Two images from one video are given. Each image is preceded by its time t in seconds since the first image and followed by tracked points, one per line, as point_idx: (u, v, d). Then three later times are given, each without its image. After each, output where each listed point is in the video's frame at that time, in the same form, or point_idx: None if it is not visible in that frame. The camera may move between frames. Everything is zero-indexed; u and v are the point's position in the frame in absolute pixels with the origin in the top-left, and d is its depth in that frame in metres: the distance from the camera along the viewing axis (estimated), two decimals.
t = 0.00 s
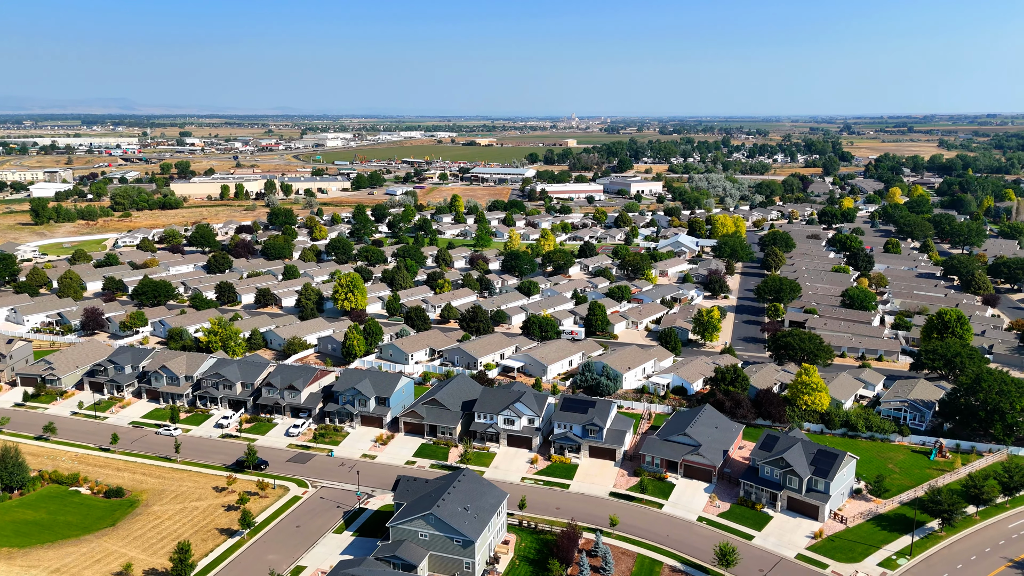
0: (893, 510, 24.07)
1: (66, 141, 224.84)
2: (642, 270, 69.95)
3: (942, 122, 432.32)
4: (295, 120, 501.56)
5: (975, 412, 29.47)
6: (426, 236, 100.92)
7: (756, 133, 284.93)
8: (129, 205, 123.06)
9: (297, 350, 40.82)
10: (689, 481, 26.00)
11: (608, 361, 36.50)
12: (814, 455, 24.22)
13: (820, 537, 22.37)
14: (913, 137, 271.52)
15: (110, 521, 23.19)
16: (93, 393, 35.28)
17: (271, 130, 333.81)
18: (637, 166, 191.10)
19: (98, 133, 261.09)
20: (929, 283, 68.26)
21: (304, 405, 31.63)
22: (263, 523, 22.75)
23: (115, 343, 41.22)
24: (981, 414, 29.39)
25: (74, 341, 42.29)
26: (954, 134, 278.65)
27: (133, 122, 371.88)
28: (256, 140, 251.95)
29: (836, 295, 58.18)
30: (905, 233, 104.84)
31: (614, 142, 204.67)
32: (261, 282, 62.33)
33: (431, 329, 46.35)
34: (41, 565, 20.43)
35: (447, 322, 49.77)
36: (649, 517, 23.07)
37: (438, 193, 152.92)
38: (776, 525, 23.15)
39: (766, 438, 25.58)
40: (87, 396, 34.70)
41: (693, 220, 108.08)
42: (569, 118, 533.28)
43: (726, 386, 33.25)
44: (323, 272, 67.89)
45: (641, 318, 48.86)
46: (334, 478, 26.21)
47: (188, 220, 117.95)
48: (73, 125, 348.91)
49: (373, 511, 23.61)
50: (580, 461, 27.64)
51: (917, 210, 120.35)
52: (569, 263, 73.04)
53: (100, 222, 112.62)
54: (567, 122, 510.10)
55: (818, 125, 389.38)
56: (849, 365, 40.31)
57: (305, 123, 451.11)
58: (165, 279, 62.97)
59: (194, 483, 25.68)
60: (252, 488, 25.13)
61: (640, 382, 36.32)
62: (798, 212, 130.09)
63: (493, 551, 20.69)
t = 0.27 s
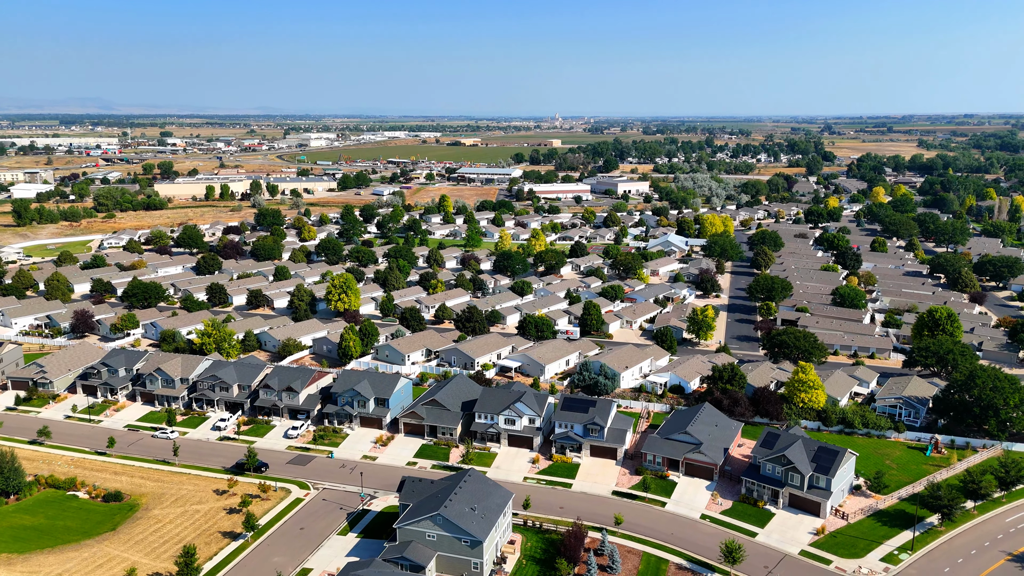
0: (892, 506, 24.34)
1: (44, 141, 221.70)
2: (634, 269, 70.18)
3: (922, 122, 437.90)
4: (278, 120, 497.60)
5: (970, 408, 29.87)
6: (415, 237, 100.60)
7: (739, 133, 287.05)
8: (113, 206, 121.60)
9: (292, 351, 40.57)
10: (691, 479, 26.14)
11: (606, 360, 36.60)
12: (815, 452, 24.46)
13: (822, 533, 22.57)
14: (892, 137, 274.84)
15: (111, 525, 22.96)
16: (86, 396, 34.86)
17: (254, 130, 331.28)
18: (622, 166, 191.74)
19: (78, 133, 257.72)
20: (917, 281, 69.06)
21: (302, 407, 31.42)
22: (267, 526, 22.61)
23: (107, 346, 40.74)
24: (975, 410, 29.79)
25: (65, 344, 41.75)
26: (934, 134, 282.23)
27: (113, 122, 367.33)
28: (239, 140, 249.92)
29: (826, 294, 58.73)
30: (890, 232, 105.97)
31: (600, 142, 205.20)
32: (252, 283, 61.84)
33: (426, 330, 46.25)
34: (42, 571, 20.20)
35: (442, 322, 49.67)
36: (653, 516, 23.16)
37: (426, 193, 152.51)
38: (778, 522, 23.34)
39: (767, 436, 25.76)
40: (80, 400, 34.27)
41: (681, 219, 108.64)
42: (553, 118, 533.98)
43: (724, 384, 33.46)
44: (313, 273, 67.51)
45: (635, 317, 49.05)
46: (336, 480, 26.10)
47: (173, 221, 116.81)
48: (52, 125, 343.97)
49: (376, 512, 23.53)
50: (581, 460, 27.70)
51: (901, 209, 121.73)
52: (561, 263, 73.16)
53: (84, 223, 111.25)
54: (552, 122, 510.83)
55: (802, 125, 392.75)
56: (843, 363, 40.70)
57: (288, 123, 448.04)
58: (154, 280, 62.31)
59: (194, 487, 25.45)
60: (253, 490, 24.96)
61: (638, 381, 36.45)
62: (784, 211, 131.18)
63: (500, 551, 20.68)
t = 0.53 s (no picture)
0: (891, 501, 24.62)
1: (22, 141, 218.38)
2: (625, 269, 70.40)
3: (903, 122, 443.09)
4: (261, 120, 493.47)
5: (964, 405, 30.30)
6: (405, 237, 100.25)
7: (722, 133, 288.98)
8: (96, 207, 120.10)
9: (287, 353, 40.33)
10: (692, 477, 26.29)
11: (603, 360, 36.70)
12: (816, 449, 24.68)
13: (825, 529, 22.77)
14: (872, 138, 278.12)
15: (111, 529, 22.72)
16: (80, 400, 34.44)
17: (237, 130, 328.55)
18: (608, 166, 192.32)
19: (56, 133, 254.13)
20: (905, 280, 69.89)
21: (301, 408, 31.24)
22: (270, 528, 22.49)
23: (98, 349, 40.25)
24: (970, 406, 30.22)
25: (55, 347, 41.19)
26: (914, 134, 285.61)
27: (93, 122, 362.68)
28: (222, 140, 247.86)
29: (817, 292, 59.28)
30: (876, 230, 107.10)
31: (587, 142, 205.63)
32: (242, 284, 61.37)
33: (421, 330, 46.15)
34: None
35: (437, 323, 49.57)
36: (657, 514, 23.26)
37: (413, 194, 152.06)
38: (781, 518, 23.51)
39: (767, 433, 25.97)
40: (73, 403, 33.84)
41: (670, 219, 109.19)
42: (536, 119, 533.83)
43: (721, 382, 33.68)
44: (304, 274, 67.12)
45: (629, 317, 49.20)
46: (337, 481, 26.00)
47: (159, 222, 115.63)
48: (30, 125, 339.10)
49: (380, 514, 23.45)
50: (583, 459, 27.77)
51: (885, 208, 123.06)
52: (553, 262, 73.26)
53: (67, 225, 109.81)
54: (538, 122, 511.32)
55: (785, 125, 395.96)
56: (837, 361, 41.08)
57: (272, 123, 444.79)
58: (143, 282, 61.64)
59: (194, 489, 25.21)
60: (255, 493, 24.79)
61: (635, 380, 36.55)
62: (771, 211, 132.17)
63: (507, 551, 20.67)
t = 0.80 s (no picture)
0: (891, 497, 24.89)
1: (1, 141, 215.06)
2: (617, 268, 70.62)
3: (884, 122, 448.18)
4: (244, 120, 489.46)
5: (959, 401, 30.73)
6: (395, 237, 99.94)
7: (706, 133, 290.88)
8: (79, 208, 118.62)
9: (282, 354, 40.10)
10: (693, 475, 26.43)
11: (600, 359, 36.80)
12: (816, 446, 24.88)
13: (827, 525, 22.99)
14: (852, 138, 281.46)
15: (112, 533, 22.48)
16: (73, 403, 34.04)
17: (220, 130, 325.94)
18: (594, 165, 192.88)
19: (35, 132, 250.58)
20: (893, 278, 70.66)
21: (299, 410, 31.09)
22: (274, 530, 22.36)
23: (90, 352, 39.82)
24: (964, 402, 30.65)
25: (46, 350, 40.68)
26: (896, 134, 288.95)
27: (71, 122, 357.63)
28: (205, 140, 245.86)
29: (807, 291, 59.83)
30: (862, 229, 108.25)
31: (573, 142, 206.08)
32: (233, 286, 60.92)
33: (416, 330, 46.04)
34: None
35: (431, 323, 49.51)
36: (661, 512, 23.37)
37: (401, 194, 151.57)
38: (783, 515, 23.70)
39: (767, 431, 26.15)
40: (66, 407, 33.44)
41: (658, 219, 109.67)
42: (522, 118, 534.29)
43: (719, 380, 33.89)
44: (295, 275, 66.72)
45: (624, 316, 49.37)
46: (339, 483, 25.89)
47: (144, 223, 114.54)
48: (7, 125, 333.96)
49: (384, 515, 23.39)
50: (584, 459, 27.85)
51: (870, 207, 124.38)
52: (545, 262, 73.40)
53: (50, 227, 108.37)
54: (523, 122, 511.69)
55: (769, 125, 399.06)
56: (831, 359, 41.45)
57: (256, 123, 441.43)
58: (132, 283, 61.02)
59: (194, 493, 25.00)
60: (257, 495, 24.64)
61: (632, 379, 36.69)
62: (757, 210, 133.16)
63: (514, 551, 20.69)
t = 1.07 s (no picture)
0: (890, 493, 25.17)
1: None
2: (609, 268, 70.77)
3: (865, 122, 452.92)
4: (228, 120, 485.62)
5: (953, 397, 31.15)
6: (384, 237, 99.56)
7: (689, 133, 292.72)
8: (62, 209, 117.09)
9: (278, 356, 39.84)
10: (695, 473, 26.58)
11: (598, 358, 36.90)
12: (817, 443, 25.10)
13: (829, 521, 23.21)
14: (833, 138, 284.41)
15: (113, 538, 22.25)
16: (66, 406, 33.62)
17: (203, 130, 322.99)
18: (581, 165, 193.28)
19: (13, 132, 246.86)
20: (881, 276, 71.43)
21: (298, 412, 30.91)
22: (278, 533, 22.24)
23: (82, 355, 39.35)
24: (959, 399, 31.08)
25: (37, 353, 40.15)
26: (877, 134, 291.98)
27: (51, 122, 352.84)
28: (188, 141, 243.86)
29: (798, 290, 60.36)
30: (849, 228, 109.35)
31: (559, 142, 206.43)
32: (225, 287, 60.46)
33: (412, 331, 45.90)
34: None
35: (426, 323, 49.41)
36: (664, 510, 23.48)
37: (388, 194, 151.02)
38: (785, 512, 23.90)
39: (768, 429, 26.35)
40: (60, 410, 33.02)
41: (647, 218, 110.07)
42: (507, 118, 534.53)
43: (717, 379, 34.09)
44: (286, 276, 66.30)
45: (618, 315, 49.51)
46: (341, 484, 25.79)
47: (129, 224, 113.35)
48: None
49: (388, 516, 23.32)
50: (586, 458, 27.92)
51: (855, 206, 125.66)
52: (536, 262, 73.47)
53: (33, 228, 106.88)
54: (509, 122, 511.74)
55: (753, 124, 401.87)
56: (825, 356, 41.83)
57: (239, 123, 438.16)
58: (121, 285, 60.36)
59: (195, 496, 24.79)
60: (259, 498, 24.48)
61: (630, 379, 36.83)
62: (744, 209, 134.07)
63: (521, 550, 20.71)
